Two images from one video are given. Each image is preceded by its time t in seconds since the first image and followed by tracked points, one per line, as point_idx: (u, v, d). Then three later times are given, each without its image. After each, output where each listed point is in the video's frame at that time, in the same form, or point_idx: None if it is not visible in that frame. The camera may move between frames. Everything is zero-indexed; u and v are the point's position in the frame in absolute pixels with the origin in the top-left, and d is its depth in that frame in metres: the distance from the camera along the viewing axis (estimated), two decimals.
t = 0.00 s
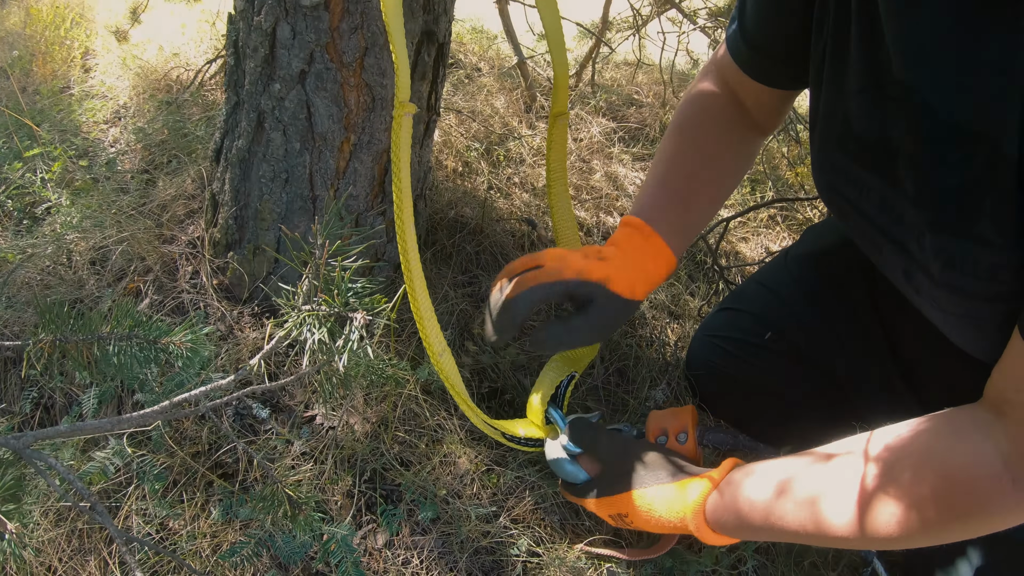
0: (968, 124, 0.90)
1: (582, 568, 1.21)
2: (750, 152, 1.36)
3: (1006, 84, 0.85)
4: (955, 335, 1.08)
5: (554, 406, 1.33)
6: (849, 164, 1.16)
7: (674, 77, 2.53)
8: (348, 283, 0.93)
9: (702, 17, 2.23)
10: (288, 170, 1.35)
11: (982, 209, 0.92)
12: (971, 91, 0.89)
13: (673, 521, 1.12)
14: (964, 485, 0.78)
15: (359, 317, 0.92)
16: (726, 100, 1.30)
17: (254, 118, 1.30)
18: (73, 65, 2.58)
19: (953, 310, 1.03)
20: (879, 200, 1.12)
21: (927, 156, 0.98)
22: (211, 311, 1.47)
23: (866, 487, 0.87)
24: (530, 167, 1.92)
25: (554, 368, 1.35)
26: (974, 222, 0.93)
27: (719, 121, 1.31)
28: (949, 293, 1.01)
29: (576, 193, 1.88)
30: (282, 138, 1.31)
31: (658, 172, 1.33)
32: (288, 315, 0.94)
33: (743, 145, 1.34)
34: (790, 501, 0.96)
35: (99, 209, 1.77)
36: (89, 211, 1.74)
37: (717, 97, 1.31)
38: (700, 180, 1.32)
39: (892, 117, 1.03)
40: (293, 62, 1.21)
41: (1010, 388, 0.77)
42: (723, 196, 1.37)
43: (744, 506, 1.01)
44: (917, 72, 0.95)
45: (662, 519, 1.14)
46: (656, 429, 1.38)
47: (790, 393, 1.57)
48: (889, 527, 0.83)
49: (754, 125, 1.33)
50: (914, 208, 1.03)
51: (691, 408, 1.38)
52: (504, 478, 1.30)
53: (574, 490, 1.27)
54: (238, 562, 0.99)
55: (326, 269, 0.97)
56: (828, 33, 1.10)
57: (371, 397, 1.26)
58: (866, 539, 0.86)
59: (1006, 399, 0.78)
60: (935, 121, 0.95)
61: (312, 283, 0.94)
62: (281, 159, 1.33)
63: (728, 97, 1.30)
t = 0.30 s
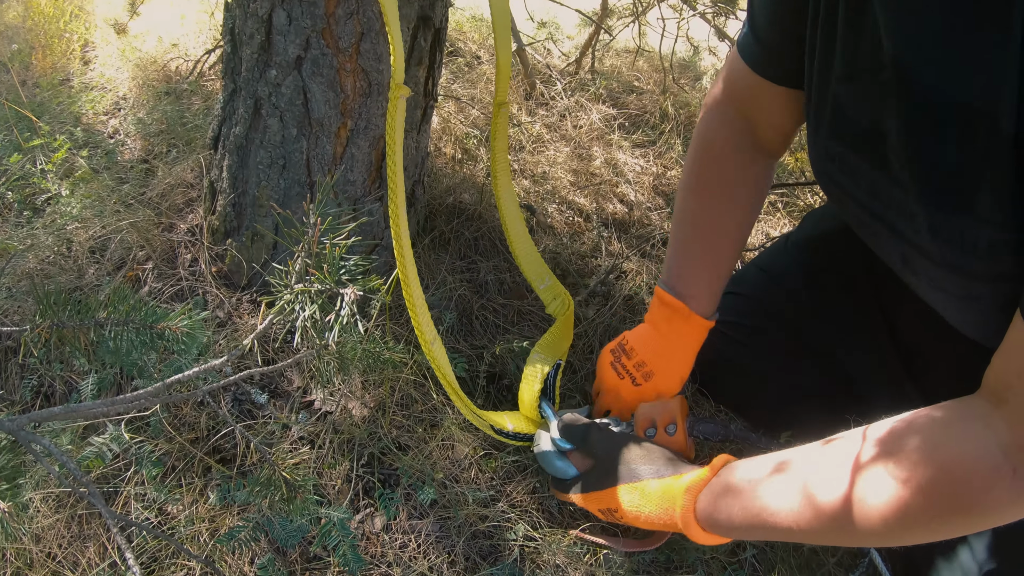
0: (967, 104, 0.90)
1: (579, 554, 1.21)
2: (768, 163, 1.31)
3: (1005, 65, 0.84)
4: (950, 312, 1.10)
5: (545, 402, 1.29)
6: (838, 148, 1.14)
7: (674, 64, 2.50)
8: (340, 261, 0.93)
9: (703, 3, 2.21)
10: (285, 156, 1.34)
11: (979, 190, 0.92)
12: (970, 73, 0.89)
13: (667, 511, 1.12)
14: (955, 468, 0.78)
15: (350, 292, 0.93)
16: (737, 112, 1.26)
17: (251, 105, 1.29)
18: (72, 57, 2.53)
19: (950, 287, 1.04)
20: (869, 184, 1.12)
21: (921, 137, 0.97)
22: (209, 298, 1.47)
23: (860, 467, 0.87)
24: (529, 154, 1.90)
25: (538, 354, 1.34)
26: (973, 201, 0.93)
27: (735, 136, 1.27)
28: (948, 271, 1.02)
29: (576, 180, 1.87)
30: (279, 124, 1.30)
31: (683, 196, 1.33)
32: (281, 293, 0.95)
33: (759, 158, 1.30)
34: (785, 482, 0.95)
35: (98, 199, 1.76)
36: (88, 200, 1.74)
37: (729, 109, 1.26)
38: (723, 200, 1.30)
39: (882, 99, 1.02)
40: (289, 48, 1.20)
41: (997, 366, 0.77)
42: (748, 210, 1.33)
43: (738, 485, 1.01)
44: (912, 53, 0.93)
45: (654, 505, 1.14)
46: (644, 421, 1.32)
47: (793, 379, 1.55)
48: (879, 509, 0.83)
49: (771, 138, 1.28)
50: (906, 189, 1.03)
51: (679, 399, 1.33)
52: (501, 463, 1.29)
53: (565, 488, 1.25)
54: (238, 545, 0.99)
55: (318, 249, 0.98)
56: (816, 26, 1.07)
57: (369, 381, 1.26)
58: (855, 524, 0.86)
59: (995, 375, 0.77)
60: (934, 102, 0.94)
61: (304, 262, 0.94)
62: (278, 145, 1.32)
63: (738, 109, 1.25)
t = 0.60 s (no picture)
0: (982, 80, 0.90)
1: (575, 538, 1.20)
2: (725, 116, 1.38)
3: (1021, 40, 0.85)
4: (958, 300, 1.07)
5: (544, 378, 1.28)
6: (843, 127, 1.14)
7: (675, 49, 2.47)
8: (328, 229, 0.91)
9: None
10: (281, 139, 1.32)
11: (996, 164, 0.92)
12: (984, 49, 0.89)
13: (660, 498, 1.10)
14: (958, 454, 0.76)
15: (335, 258, 0.90)
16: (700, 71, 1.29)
17: (247, 88, 1.27)
18: (72, 46, 2.45)
19: (959, 274, 1.01)
20: (875, 163, 1.11)
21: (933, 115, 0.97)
22: (206, 281, 1.45)
23: (859, 451, 0.85)
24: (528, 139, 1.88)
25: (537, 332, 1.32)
26: (987, 176, 0.94)
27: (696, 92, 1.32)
28: (956, 255, 1.00)
29: (576, 164, 1.85)
30: (274, 106, 1.28)
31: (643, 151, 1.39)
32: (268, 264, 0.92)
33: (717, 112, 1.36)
34: (783, 464, 0.94)
35: (96, 185, 1.74)
36: (87, 185, 1.72)
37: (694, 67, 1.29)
38: (679, 154, 1.36)
39: (891, 77, 1.02)
40: (283, 28, 1.18)
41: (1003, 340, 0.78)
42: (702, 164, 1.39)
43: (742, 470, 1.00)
44: (922, 32, 0.94)
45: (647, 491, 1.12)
46: (646, 400, 1.28)
47: (792, 362, 1.55)
48: (874, 493, 0.81)
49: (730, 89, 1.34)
50: (914, 167, 1.03)
51: (680, 379, 1.28)
52: (499, 448, 1.28)
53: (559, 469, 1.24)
54: (230, 527, 0.99)
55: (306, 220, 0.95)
56: (823, 10, 1.10)
57: (365, 363, 1.25)
58: (850, 508, 0.84)
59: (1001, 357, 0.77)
60: (947, 79, 0.94)
61: (291, 233, 0.91)
62: (273, 127, 1.30)
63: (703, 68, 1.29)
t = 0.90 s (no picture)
0: (978, 76, 0.88)
1: (576, 528, 1.21)
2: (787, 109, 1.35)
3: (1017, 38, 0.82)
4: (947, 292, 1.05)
5: (553, 353, 1.31)
6: (838, 116, 1.13)
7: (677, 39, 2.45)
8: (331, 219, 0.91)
9: None
10: (283, 130, 1.31)
11: (986, 161, 0.89)
12: (979, 43, 0.87)
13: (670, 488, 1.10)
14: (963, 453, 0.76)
15: (338, 248, 0.92)
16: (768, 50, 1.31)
17: (249, 79, 1.26)
18: (73, 40, 2.44)
19: (947, 266, 0.99)
20: (869, 154, 1.09)
21: (927, 109, 0.94)
22: (208, 272, 1.45)
23: (865, 448, 0.86)
24: (530, 130, 1.87)
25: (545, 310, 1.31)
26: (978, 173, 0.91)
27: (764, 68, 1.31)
28: (945, 245, 0.97)
29: (578, 154, 1.84)
30: (276, 97, 1.27)
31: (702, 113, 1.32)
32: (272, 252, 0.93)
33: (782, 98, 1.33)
34: (787, 457, 0.94)
35: (98, 177, 1.74)
36: (89, 178, 1.72)
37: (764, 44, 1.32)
38: (741, 125, 1.30)
39: (887, 68, 1.00)
40: (284, 18, 1.16)
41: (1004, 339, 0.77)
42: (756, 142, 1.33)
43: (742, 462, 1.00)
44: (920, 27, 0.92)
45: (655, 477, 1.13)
46: (653, 375, 1.27)
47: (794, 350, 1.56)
48: (883, 489, 0.82)
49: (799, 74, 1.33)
50: (907, 159, 1.01)
51: (685, 357, 1.28)
52: (501, 438, 1.29)
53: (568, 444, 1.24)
54: (233, 517, 0.99)
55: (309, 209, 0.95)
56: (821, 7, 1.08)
57: (368, 354, 1.25)
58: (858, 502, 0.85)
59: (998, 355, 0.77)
60: (942, 73, 0.91)
61: (293, 222, 0.92)
62: (274, 118, 1.29)
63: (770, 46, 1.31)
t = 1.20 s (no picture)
0: (985, 71, 0.86)
1: (584, 517, 1.21)
2: (796, 113, 1.33)
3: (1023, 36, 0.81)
4: (962, 288, 1.05)
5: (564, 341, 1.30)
6: (844, 111, 1.12)
7: (682, 31, 2.44)
8: (342, 204, 0.91)
9: None
10: (290, 120, 1.31)
11: (996, 157, 0.88)
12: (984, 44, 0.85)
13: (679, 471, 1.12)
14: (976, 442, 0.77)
15: (351, 232, 0.89)
16: (766, 63, 1.28)
17: (255, 69, 1.25)
18: (76, 34, 2.43)
19: (963, 263, 0.99)
20: (879, 150, 1.08)
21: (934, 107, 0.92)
22: (215, 263, 1.45)
23: (877, 437, 0.87)
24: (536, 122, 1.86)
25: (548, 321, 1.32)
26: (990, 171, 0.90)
27: (765, 82, 1.28)
28: (960, 241, 0.96)
29: (584, 146, 1.84)
30: (282, 87, 1.26)
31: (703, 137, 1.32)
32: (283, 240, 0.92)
33: (789, 104, 1.31)
34: (801, 448, 0.95)
35: (103, 170, 1.73)
36: (94, 170, 1.71)
37: (761, 57, 1.28)
38: (744, 140, 1.30)
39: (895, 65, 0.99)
40: (291, 8, 1.16)
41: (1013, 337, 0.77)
42: (766, 157, 1.33)
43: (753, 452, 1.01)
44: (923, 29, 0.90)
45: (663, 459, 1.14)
46: (664, 354, 1.35)
47: (803, 344, 1.55)
48: (895, 477, 0.83)
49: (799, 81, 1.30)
50: (917, 157, 1.00)
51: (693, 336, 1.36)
52: (508, 427, 1.29)
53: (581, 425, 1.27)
54: (241, 505, 0.99)
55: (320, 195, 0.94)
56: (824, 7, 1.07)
57: (375, 342, 1.26)
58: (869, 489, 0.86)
59: (1010, 348, 0.78)
60: (948, 70, 0.89)
61: (305, 206, 0.90)
62: (281, 108, 1.29)
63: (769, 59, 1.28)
